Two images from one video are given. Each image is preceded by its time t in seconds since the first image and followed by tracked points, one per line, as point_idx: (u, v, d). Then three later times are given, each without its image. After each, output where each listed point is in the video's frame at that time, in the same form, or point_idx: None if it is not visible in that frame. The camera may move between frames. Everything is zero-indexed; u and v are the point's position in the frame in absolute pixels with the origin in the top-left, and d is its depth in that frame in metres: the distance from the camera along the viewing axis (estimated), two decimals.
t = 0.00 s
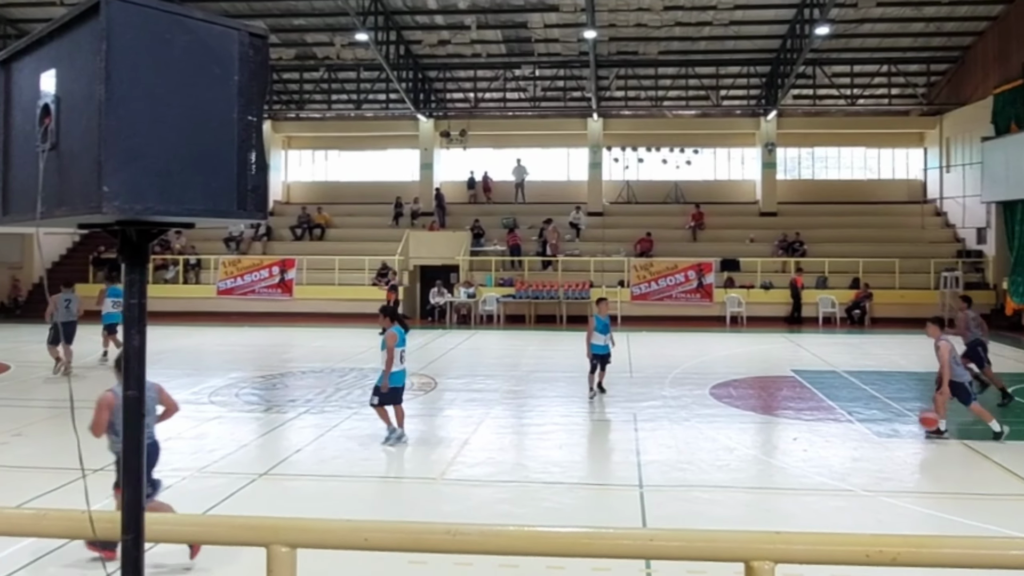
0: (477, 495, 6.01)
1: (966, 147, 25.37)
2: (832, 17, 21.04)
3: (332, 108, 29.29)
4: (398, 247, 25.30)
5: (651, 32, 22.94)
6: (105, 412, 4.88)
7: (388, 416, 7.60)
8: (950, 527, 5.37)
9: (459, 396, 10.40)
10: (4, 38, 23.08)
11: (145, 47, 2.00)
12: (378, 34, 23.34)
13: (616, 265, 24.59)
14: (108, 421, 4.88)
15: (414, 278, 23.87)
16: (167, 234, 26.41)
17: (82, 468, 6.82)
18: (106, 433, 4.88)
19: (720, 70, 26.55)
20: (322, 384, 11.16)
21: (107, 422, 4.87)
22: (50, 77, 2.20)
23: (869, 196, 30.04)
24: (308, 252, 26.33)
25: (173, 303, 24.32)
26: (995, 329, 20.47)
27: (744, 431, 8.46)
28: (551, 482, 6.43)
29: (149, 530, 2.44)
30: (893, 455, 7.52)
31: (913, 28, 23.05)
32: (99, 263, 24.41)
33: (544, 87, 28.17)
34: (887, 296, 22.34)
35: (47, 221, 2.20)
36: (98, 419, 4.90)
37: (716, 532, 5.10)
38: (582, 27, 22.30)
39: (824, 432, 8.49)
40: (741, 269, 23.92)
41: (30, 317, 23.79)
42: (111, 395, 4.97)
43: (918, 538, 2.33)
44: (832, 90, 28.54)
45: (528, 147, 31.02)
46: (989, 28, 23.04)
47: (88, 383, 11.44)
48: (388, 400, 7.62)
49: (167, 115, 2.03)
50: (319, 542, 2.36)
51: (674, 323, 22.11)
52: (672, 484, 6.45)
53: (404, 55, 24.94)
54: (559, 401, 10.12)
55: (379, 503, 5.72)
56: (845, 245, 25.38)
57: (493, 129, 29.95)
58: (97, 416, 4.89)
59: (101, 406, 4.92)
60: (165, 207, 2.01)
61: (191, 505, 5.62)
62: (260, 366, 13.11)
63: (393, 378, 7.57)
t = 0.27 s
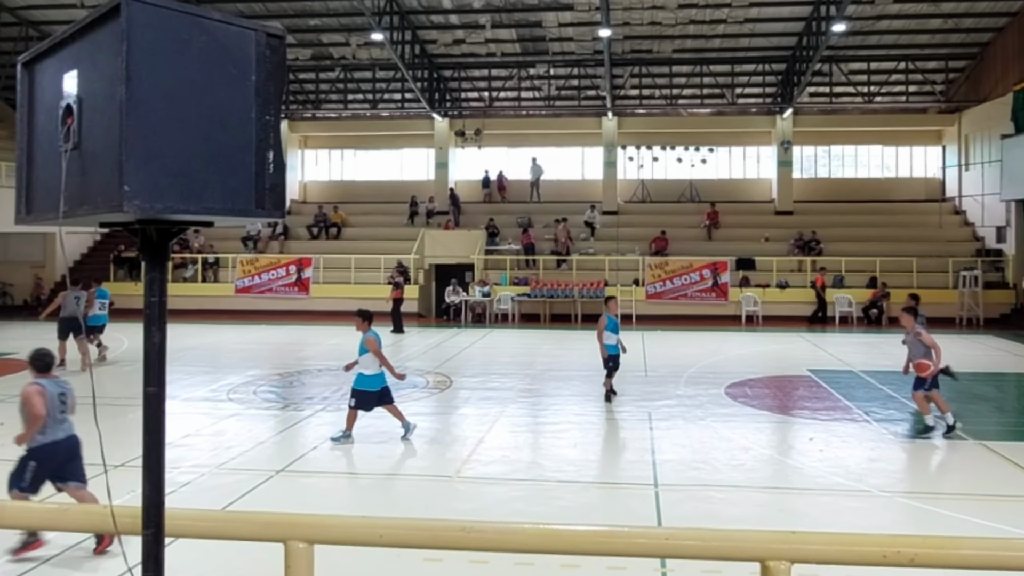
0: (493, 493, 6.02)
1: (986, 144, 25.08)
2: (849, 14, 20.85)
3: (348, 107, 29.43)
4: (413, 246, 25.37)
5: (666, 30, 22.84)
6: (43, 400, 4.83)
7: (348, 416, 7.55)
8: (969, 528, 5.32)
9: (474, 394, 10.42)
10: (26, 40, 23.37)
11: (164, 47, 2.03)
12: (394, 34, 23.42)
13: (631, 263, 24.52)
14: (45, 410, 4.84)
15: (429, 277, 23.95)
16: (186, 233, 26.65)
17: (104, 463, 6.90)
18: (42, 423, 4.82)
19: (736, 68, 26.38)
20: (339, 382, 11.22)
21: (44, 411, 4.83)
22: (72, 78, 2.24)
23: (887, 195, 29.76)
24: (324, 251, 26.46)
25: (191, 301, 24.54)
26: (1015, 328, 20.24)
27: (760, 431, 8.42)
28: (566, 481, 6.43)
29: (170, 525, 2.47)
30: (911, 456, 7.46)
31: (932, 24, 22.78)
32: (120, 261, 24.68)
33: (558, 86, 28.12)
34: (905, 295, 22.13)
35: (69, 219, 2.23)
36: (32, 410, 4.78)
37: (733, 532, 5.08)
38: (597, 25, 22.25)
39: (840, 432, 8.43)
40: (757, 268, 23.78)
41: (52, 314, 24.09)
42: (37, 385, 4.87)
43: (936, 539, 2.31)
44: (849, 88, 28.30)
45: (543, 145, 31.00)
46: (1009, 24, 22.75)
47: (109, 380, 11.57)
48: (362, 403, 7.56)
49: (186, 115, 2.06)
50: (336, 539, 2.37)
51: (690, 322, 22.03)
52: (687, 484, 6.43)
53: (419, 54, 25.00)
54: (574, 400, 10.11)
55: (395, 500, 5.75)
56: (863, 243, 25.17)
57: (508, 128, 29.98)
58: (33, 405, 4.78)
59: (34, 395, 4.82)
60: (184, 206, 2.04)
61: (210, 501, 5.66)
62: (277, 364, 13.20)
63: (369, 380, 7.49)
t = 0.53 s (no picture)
0: (509, 492, 6.04)
1: (1009, 143, 24.76)
2: (869, 12, 20.66)
3: (366, 108, 29.59)
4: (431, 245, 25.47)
5: (683, 30, 22.76)
6: None
7: (359, 416, 7.57)
8: (990, 532, 5.26)
9: (491, 393, 10.44)
10: (53, 43, 23.74)
11: (188, 50, 2.06)
12: (412, 34, 23.51)
13: (648, 263, 24.44)
14: None
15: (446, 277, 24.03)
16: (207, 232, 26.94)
17: (128, 460, 6.99)
18: None
19: (754, 67, 26.20)
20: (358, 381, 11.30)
21: None
22: (97, 79, 2.28)
23: (907, 194, 29.46)
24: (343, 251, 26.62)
25: (212, 300, 24.80)
26: None
27: (778, 432, 8.36)
28: (583, 480, 6.42)
29: (192, 521, 2.50)
30: (930, 457, 7.39)
31: (953, 22, 22.50)
32: (143, 261, 25.00)
33: (575, 86, 28.10)
34: (925, 295, 21.89)
35: (94, 219, 2.26)
36: None
37: (750, 533, 5.06)
38: (614, 25, 22.22)
39: (860, 434, 8.36)
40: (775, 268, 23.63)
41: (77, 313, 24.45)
42: None
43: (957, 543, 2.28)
44: (869, 87, 28.04)
45: (560, 145, 31.00)
46: None
47: (132, 378, 11.72)
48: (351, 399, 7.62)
49: (208, 115, 2.09)
50: (355, 536, 2.39)
51: (707, 322, 21.93)
52: (705, 485, 6.40)
53: (437, 54, 25.08)
54: (590, 400, 10.11)
55: (413, 499, 5.78)
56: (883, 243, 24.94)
57: (525, 128, 30.02)
58: None
59: None
60: (206, 206, 2.06)
61: (231, 497, 5.72)
62: (297, 362, 13.30)
63: (353, 376, 7.56)
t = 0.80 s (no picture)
0: (524, 493, 6.05)
1: None
2: (886, 10, 20.48)
3: (382, 109, 29.70)
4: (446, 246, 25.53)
5: (698, 29, 22.66)
6: None
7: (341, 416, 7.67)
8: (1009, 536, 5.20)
9: (506, 394, 10.46)
10: (73, 47, 24.05)
11: (206, 53, 2.09)
12: (426, 36, 23.59)
13: (663, 264, 24.37)
14: None
15: (461, 277, 24.08)
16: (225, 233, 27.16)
17: (148, 458, 7.07)
18: None
19: (769, 66, 26.03)
20: (374, 381, 11.36)
21: None
22: (118, 83, 2.31)
23: (925, 193, 29.17)
24: (358, 251, 26.73)
25: (230, 301, 25.01)
26: None
27: (795, 434, 8.31)
28: (598, 481, 6.42)
29: (211, 520, 2.53)
30: (949, 460, 7.31)
31: (972, 20, 22.23)
32: (162, 262, 25.25)
33: (590, 86, 28.05)
34: (943, 296, 21.66)
35: (115, 221, 2.30)
36: None
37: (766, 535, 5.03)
38: (628, 25, 22.16)
39: (877, 436, 8.29)
40: (791, 269, 23.48)
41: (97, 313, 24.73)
42: None
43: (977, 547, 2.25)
44: (885, 86, 27.80)
45: (575, 146, 30.97)
46: None
47: (151, 377, 11.85)
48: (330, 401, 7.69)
49: (227, 118, 2.11)
50: (372, 536, 2.40)
51: (722, 323, 21.83)
52: (720, 486, 6.38)
53: (451, 56, 25.14)
54: (605, 400, 10.10)
55: (428, 499, 5.80)
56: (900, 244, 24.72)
57: (540, 129, 29.99)
58: None
59: None
60: (224, 208, 2.09)
61: (248, 496, 5.78)
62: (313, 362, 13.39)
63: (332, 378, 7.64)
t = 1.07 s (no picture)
0: (534, 494, 6.05)
1: None
2: (897, 10, 20.37)
3: (392, 112, 29.77)
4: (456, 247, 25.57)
5: (707, 30, 22.61)
6: None
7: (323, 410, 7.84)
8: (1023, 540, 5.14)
9: (516, 395, 10.46)
10: (87, 50, 24.26)
11: (217, 56, 2.10)
12: (436, 38, 23.64)
13: (673, 265, 24.32)
14: None
15: (471, 278, 24.12)
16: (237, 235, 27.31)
17: (162, 458, 7.12)
18: None
19: (779, 67, 25.93)
20: (384, 382, 11.39)
21: None
22: (131, 87, 2.33)
23: (937, 194, 28.99)
24: (368, 253, 26.81)
25: (242, 302, 25.15)
26: None
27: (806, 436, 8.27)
28: (608, 483, 6.41)
29: (223, 520, 2.55)
30: (962, 463, 7.25)
31: (984, 19, 22.06)
32: (174, 263, 25.41)
33: (599, 88, 28.03)
34: (956, 297, 21.50)
35: (128, 223, 2.32)
36: None
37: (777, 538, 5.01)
38: (638, 26, 22.14)
39: (889, 438, 8.23)
40: (802, 270, 23.38)
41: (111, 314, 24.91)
42: None
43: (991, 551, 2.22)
44: (897, 86, 27.65)
45: (584, 147, 30.96)
46: None
47: (164, 378, 11.93)
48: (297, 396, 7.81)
49: (238, 120, 2.13)
50: (383, 536, 2.41)
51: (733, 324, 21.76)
52: (730, 488, 6.36)
53: (461, 58, 25.18)
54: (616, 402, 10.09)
55: (438, 500, 5.80)
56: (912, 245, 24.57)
57: (549, 130, 30.00)
58: None
59: None
60: (235, 211, 2.11)
61: (260, 497, 5.81)
62: (324, 363, 13.44)
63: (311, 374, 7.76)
